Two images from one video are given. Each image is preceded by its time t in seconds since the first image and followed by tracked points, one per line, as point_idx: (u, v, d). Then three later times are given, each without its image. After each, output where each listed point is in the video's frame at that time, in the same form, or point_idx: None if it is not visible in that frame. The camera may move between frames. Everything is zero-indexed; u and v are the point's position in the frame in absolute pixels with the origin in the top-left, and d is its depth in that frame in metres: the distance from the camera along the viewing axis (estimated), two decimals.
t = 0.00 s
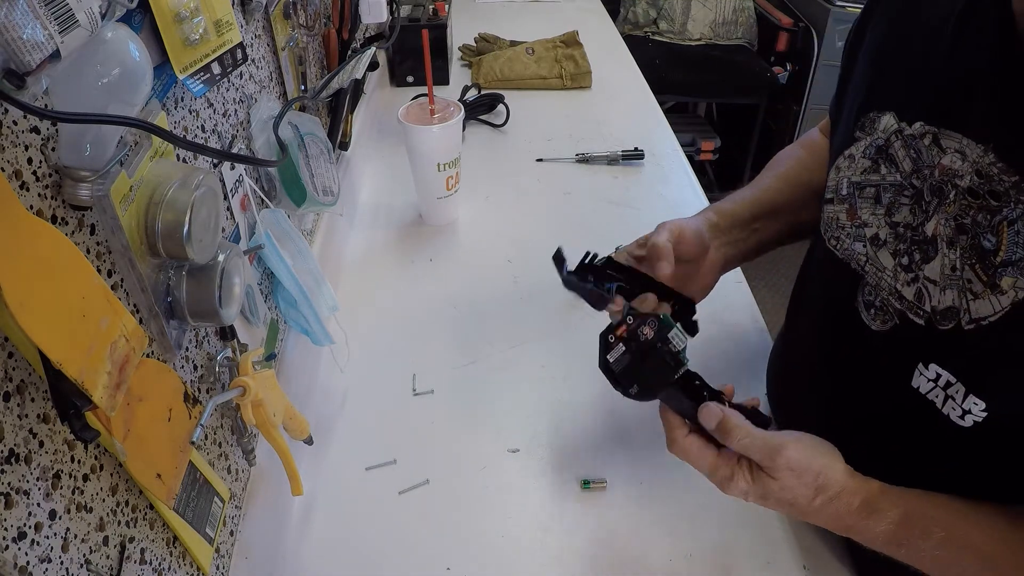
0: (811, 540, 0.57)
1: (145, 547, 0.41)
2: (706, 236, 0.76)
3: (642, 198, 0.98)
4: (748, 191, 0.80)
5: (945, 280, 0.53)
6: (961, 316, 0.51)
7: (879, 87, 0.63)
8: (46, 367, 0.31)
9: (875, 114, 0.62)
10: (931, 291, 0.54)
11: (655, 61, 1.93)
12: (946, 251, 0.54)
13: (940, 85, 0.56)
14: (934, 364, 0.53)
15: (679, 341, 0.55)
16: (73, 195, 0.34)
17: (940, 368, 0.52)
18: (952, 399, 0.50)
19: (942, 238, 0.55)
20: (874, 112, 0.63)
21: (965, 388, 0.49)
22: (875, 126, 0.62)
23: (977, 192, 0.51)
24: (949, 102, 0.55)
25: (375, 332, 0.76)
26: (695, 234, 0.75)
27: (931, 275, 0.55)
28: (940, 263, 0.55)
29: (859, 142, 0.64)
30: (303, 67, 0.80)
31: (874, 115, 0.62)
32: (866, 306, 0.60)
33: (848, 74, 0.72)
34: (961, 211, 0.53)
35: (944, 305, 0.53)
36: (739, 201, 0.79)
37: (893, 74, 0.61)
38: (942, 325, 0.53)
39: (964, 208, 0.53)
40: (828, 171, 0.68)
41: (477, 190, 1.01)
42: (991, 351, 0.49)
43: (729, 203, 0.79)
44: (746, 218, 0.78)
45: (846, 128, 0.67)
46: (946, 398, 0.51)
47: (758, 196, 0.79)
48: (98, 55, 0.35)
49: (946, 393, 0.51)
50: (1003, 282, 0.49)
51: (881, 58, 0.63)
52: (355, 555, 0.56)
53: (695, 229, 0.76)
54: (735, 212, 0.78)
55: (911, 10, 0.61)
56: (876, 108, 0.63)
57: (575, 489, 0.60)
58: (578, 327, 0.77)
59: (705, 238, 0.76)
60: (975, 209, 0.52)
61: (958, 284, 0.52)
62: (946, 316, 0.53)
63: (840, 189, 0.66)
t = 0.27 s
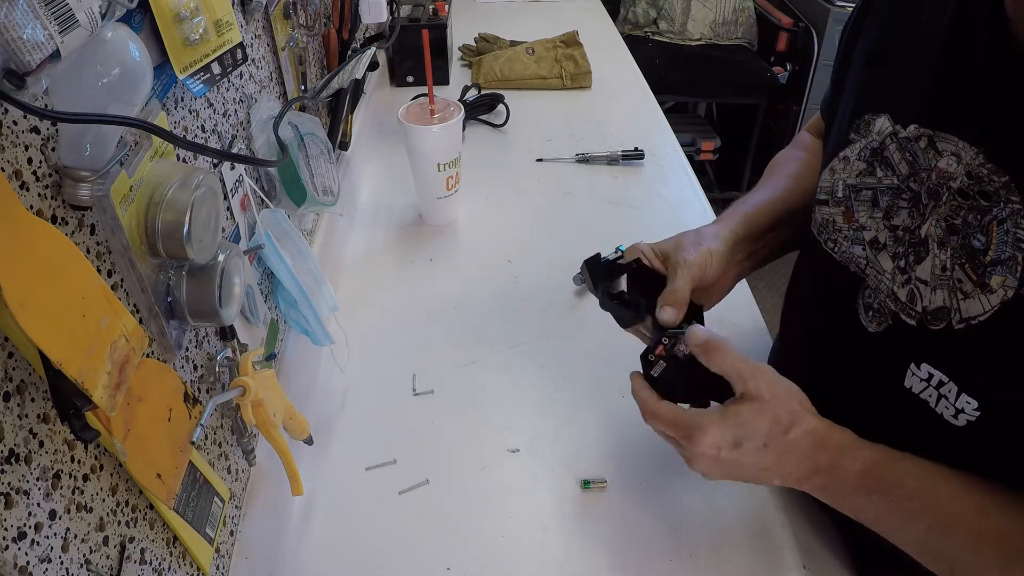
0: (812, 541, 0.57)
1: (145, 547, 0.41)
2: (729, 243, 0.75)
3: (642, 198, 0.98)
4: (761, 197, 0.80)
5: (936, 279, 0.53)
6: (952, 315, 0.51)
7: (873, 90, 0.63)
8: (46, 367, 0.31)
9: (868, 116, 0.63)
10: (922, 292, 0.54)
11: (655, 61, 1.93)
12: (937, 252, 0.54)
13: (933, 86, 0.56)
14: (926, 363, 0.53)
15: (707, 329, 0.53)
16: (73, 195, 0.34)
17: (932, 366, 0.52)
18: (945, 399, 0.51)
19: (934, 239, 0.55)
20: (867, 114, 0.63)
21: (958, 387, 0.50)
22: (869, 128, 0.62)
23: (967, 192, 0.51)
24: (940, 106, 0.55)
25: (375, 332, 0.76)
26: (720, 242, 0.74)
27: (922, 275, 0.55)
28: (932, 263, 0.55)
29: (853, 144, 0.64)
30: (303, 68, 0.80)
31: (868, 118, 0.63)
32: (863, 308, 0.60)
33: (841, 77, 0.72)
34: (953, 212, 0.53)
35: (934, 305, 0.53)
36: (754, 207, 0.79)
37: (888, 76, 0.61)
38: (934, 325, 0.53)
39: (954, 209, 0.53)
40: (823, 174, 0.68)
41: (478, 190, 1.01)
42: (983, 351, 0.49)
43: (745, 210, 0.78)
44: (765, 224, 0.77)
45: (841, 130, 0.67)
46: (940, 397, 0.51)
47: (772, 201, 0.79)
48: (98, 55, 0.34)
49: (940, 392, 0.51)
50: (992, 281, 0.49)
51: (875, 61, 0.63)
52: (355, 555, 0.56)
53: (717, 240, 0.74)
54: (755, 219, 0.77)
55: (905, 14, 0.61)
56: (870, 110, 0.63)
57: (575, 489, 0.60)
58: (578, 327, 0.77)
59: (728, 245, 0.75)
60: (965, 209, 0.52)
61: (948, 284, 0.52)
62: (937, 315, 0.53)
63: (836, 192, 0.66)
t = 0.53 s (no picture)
0: (812, 541, 0.57)
1: (145, 547, 0.41)
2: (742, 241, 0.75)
3: (641, 198, 0.98)
4: (767, 195, 0.80)
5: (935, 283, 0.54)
6: (950, 319, 0.51)
7: (874, 92, 0.63)
8: (46, 367, 0.31)
9: (868, 118, 0.63)
10: (921, 294, 0.55)
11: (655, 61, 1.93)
12: (936, 255, 0.54)
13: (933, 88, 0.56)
14: (923, 366, 0.53)
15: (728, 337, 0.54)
16: (73, 195, 0.34)
17: (931, 369, 0.52)
18: (944, 402, 0.51)
19: (933, 242, 0.55)
20: (867, 116, 0.63)
21: (957, 391, 0.50)
22: (868, 130, 0.62)
23: (965, 195, 0.52)
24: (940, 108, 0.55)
25: (375, 332, 0.76)
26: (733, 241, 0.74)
27: (921, 277, 0.55)
28: (930, 266, 0.55)
29: (853, 146, 0.64)
30: (303, 67, 0.80)
31: (868, 119, 0.63)
32: (861, 309, 0.61)
33: (841, 78, 0.72)
34: (951, 214, 0.53)
35: (933, 308, 0.53)
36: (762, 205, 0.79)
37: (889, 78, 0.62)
38: (931, 328, 0.53)
39: (952, 211, 0.53)
40: (822, 175, 0.68)
41: (478, 190, 1.01)
42: (980, 353, 0.49)
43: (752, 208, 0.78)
44: (773, 222, 0.77)
45: (841, 132, 0.67)
46: (937, 400, 0.51)
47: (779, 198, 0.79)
48: (99, 55, 0.34)
49: (938, 395, 0.51)
50: (991, 285, 0.49)
51: (876, 64, 0.64)
52: (355, 555, 0.56)
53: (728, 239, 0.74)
54: (764, 217, 0.77)
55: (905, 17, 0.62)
56: (869, 112, 0.63)
57: (575, 489, 0.60)
58: (578, 327, 0.77)
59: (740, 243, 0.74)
60: (963, 211, 0.52)
61: (947, 287, 0.52)
62: (936, 319, 0.53)
63: (835, 193, 0.66)
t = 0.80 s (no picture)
0: (812, 540, 0.57)
1: (145, 547, 0.41)
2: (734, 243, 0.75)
3: (641, 199, 0.98)
4: (762, 196, 0.80)
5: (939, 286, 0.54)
6: (954, 322, 0.52)
7: (875, 92, 0.63)
8: (46, 367, 0.31)
9: (870, 119, 0.63)
10: (925, 297, 0.55)
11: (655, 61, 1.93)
12: (939, 257, 0.55)
13: (937, 90, 0.57)
14: (926, 369, 0.53)
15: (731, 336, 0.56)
16: (73, 195, 0.34)
17: (933, 373, 0.53)
18: (946, 405, 0.51)
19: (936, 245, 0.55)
20: (869, 117, 0.63)
21: (959, 394, 0.50)
22: (871, 131, 0.63)
23: (970, 198, 0.52)
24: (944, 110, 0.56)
25: (375, 332, 0.76)
26: (724, 243, 0.74)
27: (925, 281, 0.56)
28: (934, 269, 0.55)
29: (855, 147, 0.65)
30: (303, 67, 0.80)
31: (870, 121, 0.63)
32: (863, 311, 0.61)
33: (841, 79, 0.72)
34: (955, 218, 0.53)
35: (938, 311, 0.54)
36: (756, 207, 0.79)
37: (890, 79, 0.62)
38: (936, 332, 0.53)
39: (957, 215, 0.53)
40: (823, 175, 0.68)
41: (478, 190, 1.01)
42: (981, 355, 0.49)
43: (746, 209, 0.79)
44: (767, 224, 0.77)
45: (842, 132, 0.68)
46: (940, 403, 0.52)
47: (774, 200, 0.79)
48: (98, 55, 0.34)
49: (940, 398, 0.52)
50: (995, 290, 0.49)
51: (876, 64, 0.64)
52: (355, 555, 0.56)
53: (721, 243, 0.74)
54: (757, 219, 0.77)
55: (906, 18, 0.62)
56: (871, 113, 0.63)
57: (575, 489, 0.60)
58: (578, 327, 0.77)
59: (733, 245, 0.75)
60: (968, 215, 0.52)
61: (951, 291, 0.53)
62: (940, 322, 0.53)
63: (837, 194, 0.66)
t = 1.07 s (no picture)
0: (812, 540, 0.57)
1: (145, 547, 0.41)
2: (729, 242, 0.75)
3: (641, 199, 0.98)
4: (759, 194, 0.80)
5: (946, 289, 0.54)
6: (960, 326, 0.52)
7: (881, 93, 0.63)
8: (46, 367, 0.31)
9: (876, 120, 0.63)
10: (931, 300, 0.55)
11: (654, 61, 1.93)
12: (947, 261, 0.55)
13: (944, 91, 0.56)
14: (931, 372, 0.54)
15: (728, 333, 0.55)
16: (73, 195, 0.34)
17: (937, 375, 0.53)
18: (950, 406, 0.52)
19: (943, 248, 0.56)
20: (875, 118, 0.63)
21: (964, 395, 0.51)
22: (877, 132, 0.63)
23: (977, 202, 0.52)
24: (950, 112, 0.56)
25: (375, 332, 0.76)
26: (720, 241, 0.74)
27: (931, 284, 0.56)
28: (941, 272, 0.55)
29: (860, 148, 0.64)
30: (303, 67, 0.80)
31: (876, 122, 0.63)
32: (868, 312, 0.61)
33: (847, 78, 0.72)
34: (962, 221, 0.53)
35: (943, 314, 0.54)
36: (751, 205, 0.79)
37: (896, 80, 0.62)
38: (941, 335, 0.53)
39: (964, 218, 0.53)
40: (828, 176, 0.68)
41: (478, 190, 1.01)
42: (986, 359, 0.50)
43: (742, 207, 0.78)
44: (762, 222, 0.77)
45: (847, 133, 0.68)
46: (944, 405, 0.52)
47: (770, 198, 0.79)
48: (99, 55, 0.34)
49: (944, 400, 0.52)
50: (1001, 294, 0.49)
51: (881, 65, 0.64)
52: (354, 555, 0.56)
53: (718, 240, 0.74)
54: (753, 217, 0.77)
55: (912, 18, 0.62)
56: (877, 114, 0.63)
57: (575, 489, 0.60)
58: (578, 327, 0.77)
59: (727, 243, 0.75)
60: (976, 219, 0.52)
61: (958, 294, 0.53)
62: (945, 325, 0.53)
63: (842, 195, 0.66)
